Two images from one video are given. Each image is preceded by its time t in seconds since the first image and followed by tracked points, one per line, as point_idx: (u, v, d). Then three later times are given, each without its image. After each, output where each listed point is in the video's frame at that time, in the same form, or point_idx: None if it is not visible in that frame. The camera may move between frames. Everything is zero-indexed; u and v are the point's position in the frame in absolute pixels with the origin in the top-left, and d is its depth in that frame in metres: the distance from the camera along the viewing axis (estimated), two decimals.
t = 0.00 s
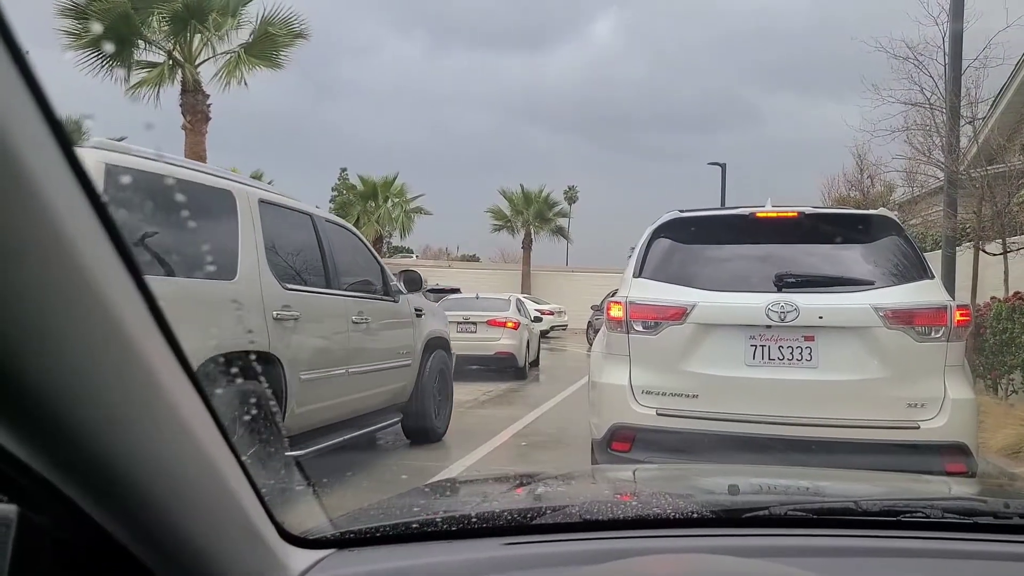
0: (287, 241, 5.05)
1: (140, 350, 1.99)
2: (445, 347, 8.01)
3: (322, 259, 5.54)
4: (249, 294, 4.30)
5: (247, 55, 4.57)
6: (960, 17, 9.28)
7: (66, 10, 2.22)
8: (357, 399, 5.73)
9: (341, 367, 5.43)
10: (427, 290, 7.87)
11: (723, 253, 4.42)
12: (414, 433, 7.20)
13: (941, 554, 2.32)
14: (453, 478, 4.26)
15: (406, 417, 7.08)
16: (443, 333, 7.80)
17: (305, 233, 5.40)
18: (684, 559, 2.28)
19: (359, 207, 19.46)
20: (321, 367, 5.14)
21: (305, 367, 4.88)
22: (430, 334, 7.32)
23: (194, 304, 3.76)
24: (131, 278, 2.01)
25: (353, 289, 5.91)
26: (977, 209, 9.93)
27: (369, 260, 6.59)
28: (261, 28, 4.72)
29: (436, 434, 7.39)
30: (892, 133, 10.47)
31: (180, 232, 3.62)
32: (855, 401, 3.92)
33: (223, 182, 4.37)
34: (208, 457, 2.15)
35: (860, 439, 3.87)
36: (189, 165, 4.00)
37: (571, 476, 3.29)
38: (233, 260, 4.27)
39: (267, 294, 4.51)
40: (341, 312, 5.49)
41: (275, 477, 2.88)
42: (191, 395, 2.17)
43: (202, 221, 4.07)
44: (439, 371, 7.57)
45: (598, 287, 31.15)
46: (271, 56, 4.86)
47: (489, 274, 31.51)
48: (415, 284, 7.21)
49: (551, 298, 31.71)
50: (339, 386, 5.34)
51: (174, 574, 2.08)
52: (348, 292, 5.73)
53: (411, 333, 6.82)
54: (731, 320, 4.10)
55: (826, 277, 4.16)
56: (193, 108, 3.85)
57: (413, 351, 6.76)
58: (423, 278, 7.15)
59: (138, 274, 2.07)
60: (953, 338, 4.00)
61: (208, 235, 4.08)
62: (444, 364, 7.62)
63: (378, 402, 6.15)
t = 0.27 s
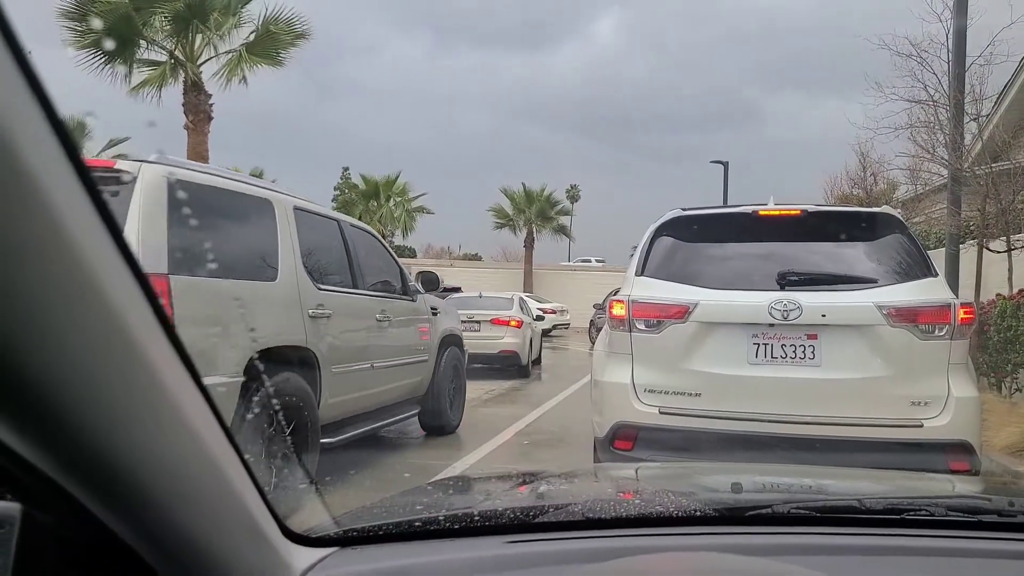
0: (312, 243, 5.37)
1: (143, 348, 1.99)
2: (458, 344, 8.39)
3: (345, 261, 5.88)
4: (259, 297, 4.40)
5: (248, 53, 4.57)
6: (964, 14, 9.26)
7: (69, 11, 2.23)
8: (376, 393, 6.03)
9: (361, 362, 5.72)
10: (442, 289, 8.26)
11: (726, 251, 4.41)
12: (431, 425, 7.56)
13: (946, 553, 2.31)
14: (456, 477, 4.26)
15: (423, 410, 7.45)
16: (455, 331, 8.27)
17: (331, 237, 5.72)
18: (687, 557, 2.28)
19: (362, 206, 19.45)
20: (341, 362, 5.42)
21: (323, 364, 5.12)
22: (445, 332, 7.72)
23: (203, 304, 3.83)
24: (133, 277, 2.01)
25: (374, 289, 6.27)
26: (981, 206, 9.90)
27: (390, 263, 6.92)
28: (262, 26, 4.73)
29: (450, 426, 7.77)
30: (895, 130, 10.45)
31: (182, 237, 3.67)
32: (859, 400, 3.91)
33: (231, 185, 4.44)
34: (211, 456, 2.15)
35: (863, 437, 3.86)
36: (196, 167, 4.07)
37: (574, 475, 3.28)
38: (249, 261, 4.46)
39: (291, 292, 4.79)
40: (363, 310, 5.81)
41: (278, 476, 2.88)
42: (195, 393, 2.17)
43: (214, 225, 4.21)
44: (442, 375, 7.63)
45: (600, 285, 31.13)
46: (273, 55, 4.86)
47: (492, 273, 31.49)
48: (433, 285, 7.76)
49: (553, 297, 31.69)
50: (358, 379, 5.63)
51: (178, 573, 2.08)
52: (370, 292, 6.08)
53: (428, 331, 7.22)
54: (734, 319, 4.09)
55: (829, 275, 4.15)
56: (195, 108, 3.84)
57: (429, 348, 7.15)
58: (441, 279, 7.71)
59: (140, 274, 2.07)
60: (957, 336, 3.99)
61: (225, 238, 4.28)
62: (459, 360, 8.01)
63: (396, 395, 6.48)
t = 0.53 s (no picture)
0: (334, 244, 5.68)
1: (146, 349, 1.99)
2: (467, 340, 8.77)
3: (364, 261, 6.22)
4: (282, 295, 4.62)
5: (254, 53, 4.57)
6: (967, 16, 9.25)
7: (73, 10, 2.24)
8: (393, 387, 6.41)
9: (378, 358, 6.06)
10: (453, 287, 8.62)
11: (728, 252, 4.41)
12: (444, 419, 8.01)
13: (948, 556, 2.31)
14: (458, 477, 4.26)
15: (436, 404, 7.89)
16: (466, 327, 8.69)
17: (349, 238, 6.06)
18: (689, 561, 2.27)
19: (364, 205, 19.47)
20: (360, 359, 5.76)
21: (345, 359, 5.43)
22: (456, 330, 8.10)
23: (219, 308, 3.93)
24: (138, 277, 2.01)
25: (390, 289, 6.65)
26: (984, 208, 9.89)
27: (402, 262, 7.29)
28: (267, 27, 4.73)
29: (460, 420, 8.16)
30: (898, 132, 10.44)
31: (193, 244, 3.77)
32: (861, 402, 3.91)
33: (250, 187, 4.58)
34: (214, 456, 2.15)
35: (865, 439, 3.86)
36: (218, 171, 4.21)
37: (576, 476, 3.29)
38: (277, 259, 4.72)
39: (318, 290, 5.08)
40: (381, 309, 6.17)
41: (280, 476, 2.89)
42: (198, 394, 2.18)
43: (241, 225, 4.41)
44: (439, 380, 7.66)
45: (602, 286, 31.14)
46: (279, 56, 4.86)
47: (494, 272, 31.50)
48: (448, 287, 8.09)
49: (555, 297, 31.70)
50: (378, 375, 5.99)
51: (179, 571, 2.09)
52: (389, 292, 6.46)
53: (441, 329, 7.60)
54: (735, 320, 4.10)
55: (830, 277, 4.15)
56: (198, 106, 3.85)
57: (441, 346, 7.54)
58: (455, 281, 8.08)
59: (145, 275, 2.07)
60: (959, 338, 3.99)
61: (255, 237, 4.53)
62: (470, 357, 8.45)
63: (411, 390, 6.85)
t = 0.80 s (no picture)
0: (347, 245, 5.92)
1: (149, 350, 1.98)
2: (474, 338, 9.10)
3: (378, 262, 6.53)
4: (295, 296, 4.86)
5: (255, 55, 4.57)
6: (968, 15, 9.24)
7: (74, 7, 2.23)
8: (406, 383, 6.71)
9: (393, 356, 6.39)
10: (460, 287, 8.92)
11: (729, 252, 4.40)
12: (454, 415, 8.36)
13: (953, 558, 2.29)
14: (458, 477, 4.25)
15: (446, 400, 8.22)
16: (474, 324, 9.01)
17: (365, 240, 6.35)
18: (692, 562, 2.26)
19: (364, 205, 19.44)
20: (375, 355, 6.06)
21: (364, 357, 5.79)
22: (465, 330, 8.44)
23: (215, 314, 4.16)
24: (140, 279, 2.00)
25: (403, 289, 6.96)
26: (985, 208, 9.88)
27: (413, 263, 7.62)
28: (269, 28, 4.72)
29: (469, 415, 8.50)
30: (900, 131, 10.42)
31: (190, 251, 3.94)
32: (862, 402, 3.90)
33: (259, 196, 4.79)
34: (215, 458, 2.15)
35: (867, 439, 3.85)
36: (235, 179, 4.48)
37: (577, 476, 3.27)
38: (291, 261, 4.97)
39: (340, 293, 5.45)
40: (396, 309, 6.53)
41: (281, 476, 2.88)
42: (200, 396, 2.17)
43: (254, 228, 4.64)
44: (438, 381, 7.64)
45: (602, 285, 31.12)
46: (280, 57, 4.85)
47: (494, 272, 31.46)
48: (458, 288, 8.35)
49: (556, 296, 31.68)
50: (393, 371, 6.30)
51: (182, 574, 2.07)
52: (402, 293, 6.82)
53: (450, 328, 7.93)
54: (736, 319, 4.08)
55: (832, 277, 4.14)
56: (200, 107, 3.83)
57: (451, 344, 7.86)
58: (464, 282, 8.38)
59: (147, 276, 2.06)
60: (961, 338, 3.98)
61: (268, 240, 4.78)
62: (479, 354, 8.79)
63: (424, 386, 7.17)
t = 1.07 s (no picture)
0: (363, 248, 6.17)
1: (151, 350, 1.99)
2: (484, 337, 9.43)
3: (394, 263, 6.87)
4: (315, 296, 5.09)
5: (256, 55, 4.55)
6: (971, 12, 9.22)
7: (76, 12, 2.24)
8: (420, 379, 7.01)
9: (409, 354, 6.71)
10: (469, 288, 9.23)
11: (731, 250, 4.40)
12: (464, 411, 8.63)
13: (956, 555, 2.30)
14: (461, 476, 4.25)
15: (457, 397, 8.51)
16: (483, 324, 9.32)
17: (380, 243, 6.61)
18: (694, 560, 2.26)
19: (367, 204, 19.45)
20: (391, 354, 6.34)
21: (382, 354, 6.13)
22: (475, 328, 8.74)
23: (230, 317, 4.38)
24: (141, 279, 2.01)
25: (418, 289, 7.28)
26: (989, 205, 9.87)
27: (426, 264, 7.95)
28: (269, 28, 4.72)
29: (479, 412, 8.81)
30: (903, 128, 10.42)
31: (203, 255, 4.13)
32: (865, 400, 3.90)
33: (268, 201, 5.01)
34: (218, 457, 2.16)
35: (870, 437, 3.85)
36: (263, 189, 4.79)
37: (579, 474, 3.28)
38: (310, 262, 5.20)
39: (361, 293, 5.80)
40: (412, 308, 6.87)
41: (285, 475, 2.90)
42: (202, 395, 2.18)
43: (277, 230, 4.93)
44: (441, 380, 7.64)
45: (606, 284, 31.11)
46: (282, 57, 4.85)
47: (497, 271, 31.46)
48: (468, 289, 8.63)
49: (559, 295, 31.69)
50: (407, 369, 6.58)
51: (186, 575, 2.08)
52: (417, 293, 7.16)
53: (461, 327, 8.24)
54: (739, 317, 4.08)
55: (835, 274, 4.14)
56: (201, 107, 3.84)
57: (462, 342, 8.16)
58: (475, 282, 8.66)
59: (149, 277, 2.07)
60: (964, 335, 3.98)
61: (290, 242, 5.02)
62: (488, 353, 9.09)
63: (436, 383, 7.48)
